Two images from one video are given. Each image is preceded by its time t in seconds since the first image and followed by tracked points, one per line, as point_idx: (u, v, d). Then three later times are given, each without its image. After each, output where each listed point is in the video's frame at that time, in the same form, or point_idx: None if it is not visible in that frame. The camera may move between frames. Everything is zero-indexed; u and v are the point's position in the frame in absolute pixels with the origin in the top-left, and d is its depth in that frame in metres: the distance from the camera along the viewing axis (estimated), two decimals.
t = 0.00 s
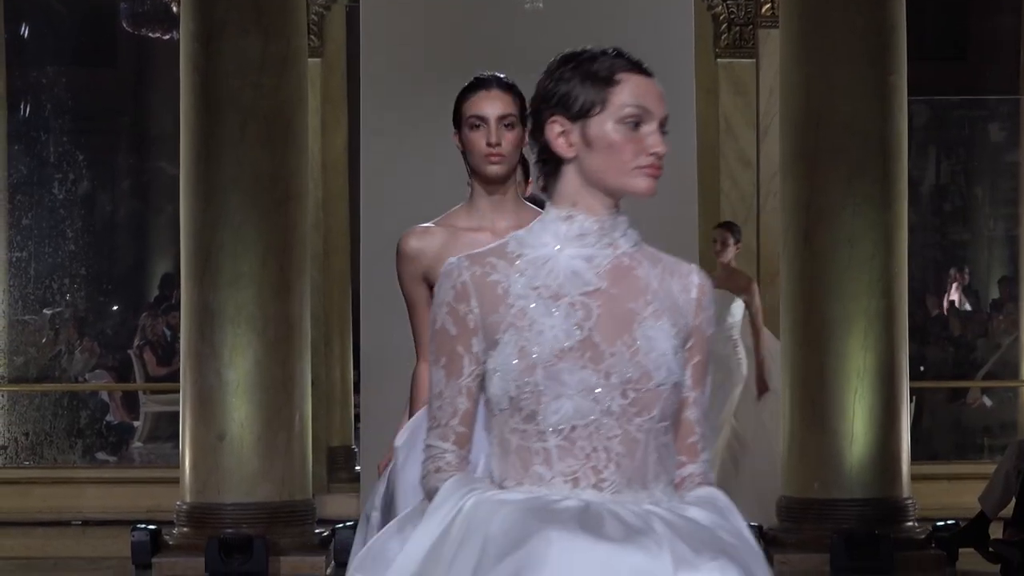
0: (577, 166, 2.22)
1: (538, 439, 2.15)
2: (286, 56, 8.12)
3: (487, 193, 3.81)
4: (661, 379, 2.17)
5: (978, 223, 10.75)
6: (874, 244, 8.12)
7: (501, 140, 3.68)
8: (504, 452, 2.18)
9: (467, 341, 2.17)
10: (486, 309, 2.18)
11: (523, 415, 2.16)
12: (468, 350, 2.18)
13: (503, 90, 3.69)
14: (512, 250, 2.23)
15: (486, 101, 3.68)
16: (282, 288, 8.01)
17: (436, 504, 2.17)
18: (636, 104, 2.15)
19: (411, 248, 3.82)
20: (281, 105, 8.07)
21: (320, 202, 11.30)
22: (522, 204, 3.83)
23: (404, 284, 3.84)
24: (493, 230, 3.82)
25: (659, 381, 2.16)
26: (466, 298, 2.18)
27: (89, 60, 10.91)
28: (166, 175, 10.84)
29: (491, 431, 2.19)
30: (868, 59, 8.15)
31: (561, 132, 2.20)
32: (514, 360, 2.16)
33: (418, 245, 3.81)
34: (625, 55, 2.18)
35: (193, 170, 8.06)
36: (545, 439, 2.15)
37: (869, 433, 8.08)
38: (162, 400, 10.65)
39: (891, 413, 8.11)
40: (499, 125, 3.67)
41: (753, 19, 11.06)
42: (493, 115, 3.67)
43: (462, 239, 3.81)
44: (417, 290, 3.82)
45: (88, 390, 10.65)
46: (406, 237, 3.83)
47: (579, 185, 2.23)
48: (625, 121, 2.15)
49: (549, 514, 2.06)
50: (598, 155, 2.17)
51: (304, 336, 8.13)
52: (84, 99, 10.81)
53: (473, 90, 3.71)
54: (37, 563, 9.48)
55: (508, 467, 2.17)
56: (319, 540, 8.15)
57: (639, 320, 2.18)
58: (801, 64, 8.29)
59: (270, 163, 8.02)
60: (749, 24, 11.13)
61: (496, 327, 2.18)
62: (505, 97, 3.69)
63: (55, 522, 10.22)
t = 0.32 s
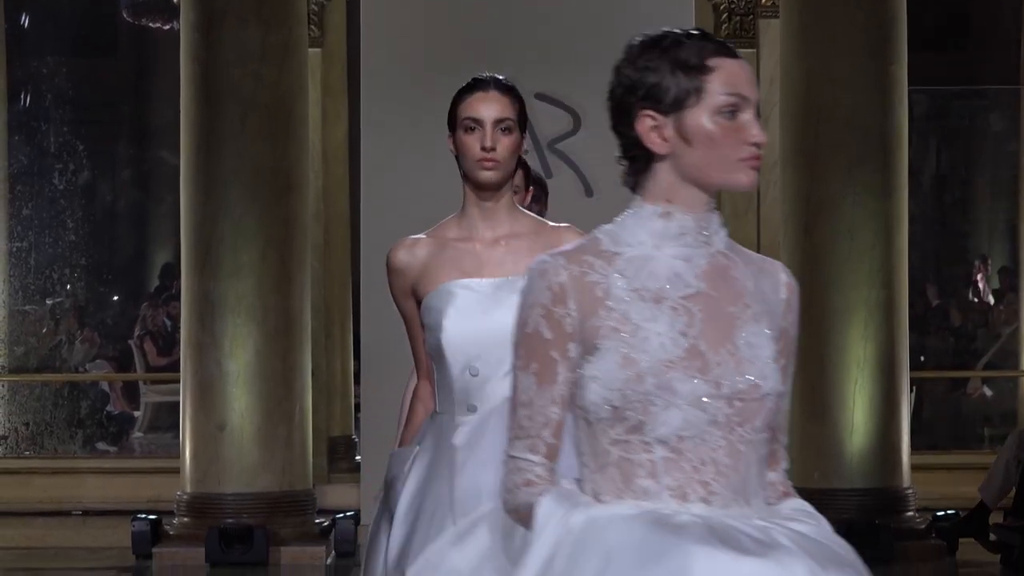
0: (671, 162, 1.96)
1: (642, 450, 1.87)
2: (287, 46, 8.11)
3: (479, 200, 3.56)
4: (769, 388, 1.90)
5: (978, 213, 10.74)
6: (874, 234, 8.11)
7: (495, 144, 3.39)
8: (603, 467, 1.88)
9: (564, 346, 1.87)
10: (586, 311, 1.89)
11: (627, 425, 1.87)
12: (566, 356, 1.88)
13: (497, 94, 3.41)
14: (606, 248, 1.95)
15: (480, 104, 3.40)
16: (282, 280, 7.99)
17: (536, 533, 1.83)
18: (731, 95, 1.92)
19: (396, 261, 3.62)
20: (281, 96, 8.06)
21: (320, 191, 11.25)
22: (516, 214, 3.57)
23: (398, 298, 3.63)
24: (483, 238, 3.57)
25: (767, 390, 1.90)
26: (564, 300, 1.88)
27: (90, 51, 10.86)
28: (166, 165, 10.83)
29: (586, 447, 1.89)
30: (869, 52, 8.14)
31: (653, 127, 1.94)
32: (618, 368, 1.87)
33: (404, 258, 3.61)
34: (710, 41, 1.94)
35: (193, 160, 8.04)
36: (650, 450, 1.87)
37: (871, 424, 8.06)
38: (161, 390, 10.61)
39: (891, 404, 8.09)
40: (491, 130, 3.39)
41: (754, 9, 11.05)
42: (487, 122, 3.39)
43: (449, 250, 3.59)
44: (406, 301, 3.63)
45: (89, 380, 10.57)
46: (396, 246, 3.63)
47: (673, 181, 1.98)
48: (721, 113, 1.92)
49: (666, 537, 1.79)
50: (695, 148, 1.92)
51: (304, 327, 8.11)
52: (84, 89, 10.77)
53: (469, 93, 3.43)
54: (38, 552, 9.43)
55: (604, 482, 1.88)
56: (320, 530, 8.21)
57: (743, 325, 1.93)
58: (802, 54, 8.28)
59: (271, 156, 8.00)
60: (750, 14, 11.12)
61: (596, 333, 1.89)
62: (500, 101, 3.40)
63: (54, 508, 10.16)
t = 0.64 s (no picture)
0: (806, 143, 1.86)
1: (823, 455, 1.74)
2: (289, 42, 8.14)
3: (485, 167, 3.46)
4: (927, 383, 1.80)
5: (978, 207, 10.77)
6: (876, 228, 8.11)
7: (499, 108, 3.35)
8: (777, 475, 1.76)
9: (731, 345, 1.72)
10: (751, 307, 1.75)
11: (809, 430, 1.74)
12: (732, 353, 1.73)
13: (501, 55, 3.38)
14: (756, 241, 1.82)
15: (483, 66, 3.36)
16: (285, 273, 8.02)
17: (723, 562, 1.66)
18: (871, 72, 1.81)
19: (394, 223, 3.47)
20: (283, 91, 8.08)
21: (323, 185, 11.25)
22: (523, 178, 3.46)
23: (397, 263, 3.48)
24: (488, 204, 3.45)
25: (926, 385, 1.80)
26: (729, 294, 1.74)
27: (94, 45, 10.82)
28: (169, 159, 10.78)
29: (756, 455, 1.75)
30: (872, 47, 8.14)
31: (788, 106, 1.83)
32: (797, 366, 1.74)
33: (405, 220, 3.46)
34: (839, 11, 1.83)
35: (196, 153, 8.08)
36: (835, 455, 1.74)
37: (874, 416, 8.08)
38: (163, 384, 10.63)
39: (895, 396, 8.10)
40: (495, 92, 3.35)
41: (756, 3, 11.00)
42: (491, 84, 3.36)
43: (452, 215, 3.45)
44: (404, 266, 3.47)
45: (92, 373, 10.61)
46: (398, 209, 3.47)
47: (809, 165, 1.88)
48: (861, 91, 1.81)
49: (875, 552, 1.68)
50: (836, 131, 1.81)
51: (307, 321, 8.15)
52: (86, 83, 10.74)
53: (469, 54, 3.39)
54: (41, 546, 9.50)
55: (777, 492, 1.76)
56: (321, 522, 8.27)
57: (890, 324, 1.84)
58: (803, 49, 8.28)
59: (274, 151, 8.02)
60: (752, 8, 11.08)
61: (764, 330, 1.75)
62: (504, 62, 3.37)
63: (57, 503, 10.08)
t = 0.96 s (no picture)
0: (989, 149, 1.60)
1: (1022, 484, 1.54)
2: (294, 39, 8.10)
3: (494, 190, 3.13)
4: None
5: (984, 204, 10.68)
6: (882, 226, 8.06)
7: (513, 122, 3.07)
8: (968, 502, 1.55)
9: (930, 360, 1.51)
10: (951, 319, 1.53)
11: (1005, 453, 1.53)
12: (929, 368, 1.52)
13: (510, 68, 3.10)
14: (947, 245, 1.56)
15: (494, 80, 3.08)
16: (288, 271, 7.98)
17: None
18: None
19: (396, 251, 3.09)
20: (289, 88, 8.04)
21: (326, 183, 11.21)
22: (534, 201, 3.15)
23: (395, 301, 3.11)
24: (503, 227, 3.10)
25: None
26: (931, 304, 1.52)
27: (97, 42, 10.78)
28: (173, 158, 10.78)
29: (945, 479, 1.54)
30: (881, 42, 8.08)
31: (977, 110, 1.57)
32: (997, 384, 1.52)
33: (409, 247, 3.09)
34: None
35: (201, 150, 8.04)
36: None
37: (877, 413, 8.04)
38: (167, 382, 10.54)
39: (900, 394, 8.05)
40: (508, 107, 3.07)
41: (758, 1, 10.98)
42: (504, 99, 3.07)
43: (465, 239, 3.09)
44: (407, 298, 3.09)
45: (97, 371, 10.53)
46: (402, 234, 3.10)
47: (991, 171, 1.61)
48: None
49: None
50: None
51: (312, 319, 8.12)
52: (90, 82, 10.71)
53: (477, 72, 3.11)
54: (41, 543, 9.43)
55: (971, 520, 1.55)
56: (325, 522, 8.19)
57: None
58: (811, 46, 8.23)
59: (278, 148, 7.98)
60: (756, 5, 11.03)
61: (965, 347, 1.53)
62: (515, 75, 3.09)
63: (60, 502, 9.92)
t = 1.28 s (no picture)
0: None
1: None
2: (292, 38, 8.11)
3: (509, 155, 2.61)
4: None
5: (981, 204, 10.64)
6: (878, 225, 8.07)
7: (539, 84, 2.52)
8: None
9: None
10: None
11: None
12: None
13: (534, 23, 2.55)
14: None
15: (517, 35, 2.53)
16: (286, 271, 8.00)
17: None
18: None
19: (395, 219, 2.57)
20: (285, 88, 8.05)
21: (325, 182, 11.19)
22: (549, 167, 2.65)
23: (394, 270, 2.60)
24: (516, 193, 2.59)
25: None
26: None
27: (96, 40, 10.76)
28: (172, 156, 10.73)
29: None
30: (877, 40, 8.12)
31: None
32: None
33: (416, 213, 2.55)
34: None
35: (198, 149, 8.04)
36: None
37: (875, 411, 8.06)
38: (164, 381, 10.55)
39: (896, 393, 8.07)
40: (534, 66, 2.52)
41: None
42: (529, 58, 2.52)
43: (476, 207, 2.56)
44: (413, 265, 2.59)
45: (94, 370, 10.49)
46: (403, 199, 2.57)
47: None
48: None
49: None
50: None
51: (309, 318, 8.14)
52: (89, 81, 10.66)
53: (495, 25, 2.56)
54: (39, 543, 9.39)
55: None
56: (323, 521, 8.21)
57: None
58: (809, 46, 8.26)
59: (276, 147, 7.99)
60: (754, 5, 11.01)
61: None
62: (540, 31, 2.54)
63: (63, 500, 10.16)
